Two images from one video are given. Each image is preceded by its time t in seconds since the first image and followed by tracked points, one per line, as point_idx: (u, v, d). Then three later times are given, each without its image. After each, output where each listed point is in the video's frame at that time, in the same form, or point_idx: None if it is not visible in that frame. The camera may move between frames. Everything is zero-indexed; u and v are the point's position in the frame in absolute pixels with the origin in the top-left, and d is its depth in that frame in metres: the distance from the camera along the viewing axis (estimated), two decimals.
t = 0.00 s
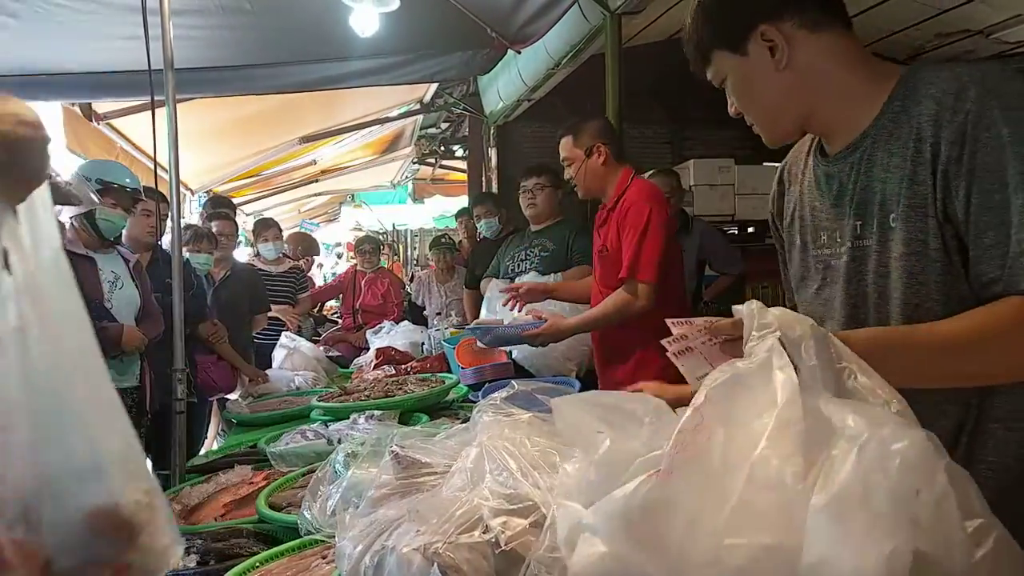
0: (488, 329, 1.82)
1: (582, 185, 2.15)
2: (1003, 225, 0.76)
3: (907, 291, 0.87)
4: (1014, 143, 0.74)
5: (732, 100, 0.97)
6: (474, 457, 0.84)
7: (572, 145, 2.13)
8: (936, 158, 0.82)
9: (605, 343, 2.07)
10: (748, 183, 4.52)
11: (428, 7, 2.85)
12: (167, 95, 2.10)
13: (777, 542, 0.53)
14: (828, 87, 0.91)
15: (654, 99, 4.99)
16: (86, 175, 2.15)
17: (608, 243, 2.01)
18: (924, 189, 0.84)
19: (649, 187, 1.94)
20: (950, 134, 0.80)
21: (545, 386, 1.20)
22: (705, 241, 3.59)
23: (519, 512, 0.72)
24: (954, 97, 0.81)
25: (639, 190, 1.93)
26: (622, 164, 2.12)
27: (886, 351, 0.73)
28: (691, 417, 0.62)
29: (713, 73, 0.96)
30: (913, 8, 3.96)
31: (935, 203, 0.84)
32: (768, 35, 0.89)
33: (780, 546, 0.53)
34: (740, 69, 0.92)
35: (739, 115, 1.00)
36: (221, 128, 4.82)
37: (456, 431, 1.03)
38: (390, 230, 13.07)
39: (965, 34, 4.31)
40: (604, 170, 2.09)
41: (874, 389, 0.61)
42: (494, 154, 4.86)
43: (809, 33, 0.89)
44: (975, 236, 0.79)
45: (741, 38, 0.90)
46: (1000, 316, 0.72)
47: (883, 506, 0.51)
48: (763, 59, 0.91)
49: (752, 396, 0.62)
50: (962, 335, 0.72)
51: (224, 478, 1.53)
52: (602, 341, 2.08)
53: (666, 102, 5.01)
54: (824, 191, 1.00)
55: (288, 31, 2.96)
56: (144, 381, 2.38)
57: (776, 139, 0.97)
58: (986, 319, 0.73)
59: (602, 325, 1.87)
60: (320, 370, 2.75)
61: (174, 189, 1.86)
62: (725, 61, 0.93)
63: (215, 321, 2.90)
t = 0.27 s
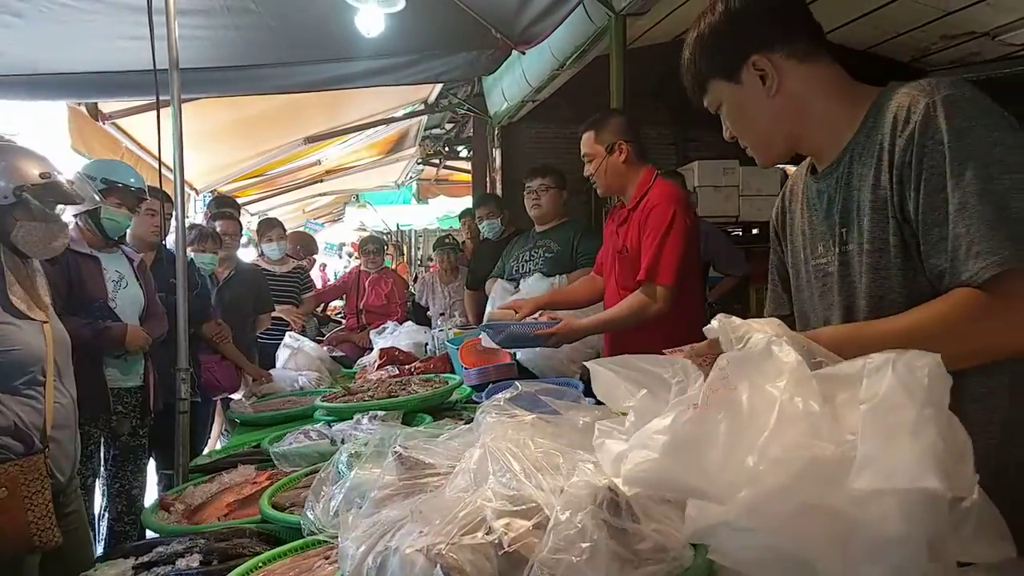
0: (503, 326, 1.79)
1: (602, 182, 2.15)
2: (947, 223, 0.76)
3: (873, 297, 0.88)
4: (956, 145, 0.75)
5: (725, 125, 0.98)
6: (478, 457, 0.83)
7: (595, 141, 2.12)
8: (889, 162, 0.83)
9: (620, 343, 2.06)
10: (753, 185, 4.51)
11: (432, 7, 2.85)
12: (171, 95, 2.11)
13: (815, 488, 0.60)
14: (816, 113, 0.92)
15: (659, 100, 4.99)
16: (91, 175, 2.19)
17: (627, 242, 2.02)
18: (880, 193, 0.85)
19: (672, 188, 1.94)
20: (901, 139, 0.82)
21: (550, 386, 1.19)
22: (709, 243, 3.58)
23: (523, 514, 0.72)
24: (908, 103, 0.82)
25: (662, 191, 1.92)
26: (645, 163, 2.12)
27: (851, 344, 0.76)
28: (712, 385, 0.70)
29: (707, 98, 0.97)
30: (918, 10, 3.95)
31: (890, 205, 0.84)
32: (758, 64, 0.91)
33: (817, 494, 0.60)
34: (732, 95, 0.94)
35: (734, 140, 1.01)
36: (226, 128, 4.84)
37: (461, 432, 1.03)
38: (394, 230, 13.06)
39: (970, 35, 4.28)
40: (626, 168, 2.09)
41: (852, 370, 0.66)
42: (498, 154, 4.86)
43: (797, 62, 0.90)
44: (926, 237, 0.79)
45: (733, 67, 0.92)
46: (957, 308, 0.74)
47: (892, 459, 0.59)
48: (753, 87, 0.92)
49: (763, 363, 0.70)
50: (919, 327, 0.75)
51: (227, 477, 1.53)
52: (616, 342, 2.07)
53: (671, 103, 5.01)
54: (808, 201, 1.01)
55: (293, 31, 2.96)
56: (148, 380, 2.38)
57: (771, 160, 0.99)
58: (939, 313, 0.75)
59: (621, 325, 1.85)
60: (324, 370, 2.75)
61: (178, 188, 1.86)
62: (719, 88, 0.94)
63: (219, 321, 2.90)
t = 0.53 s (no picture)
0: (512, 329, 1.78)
1: (611, 178, 2.15)
2: (911, 219, 0.90)
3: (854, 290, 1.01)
4: (921, 149, 0.88)
5: (716, 135, 1.13)
6: (481, 456, 0.83)
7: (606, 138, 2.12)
8: (866, 166, 0.96)
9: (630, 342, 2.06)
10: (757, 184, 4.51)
11: (435, 6, 2.85)
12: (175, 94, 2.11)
13: (805, 446, 0.71)
14: (797, 125, 1.07)
15: (662, 99, 4.99)
16: (95, 173, 2.19)
17: (637, 239, 2.02)
18: (860, 193, 0.98)
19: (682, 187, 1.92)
20: (874, 144, 0.95)
21: (554, 386, 1.19)
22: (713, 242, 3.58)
23: (527, 512, 0.72)
24: (879, 112, 0.96)
25: (672, 190, 1.92)
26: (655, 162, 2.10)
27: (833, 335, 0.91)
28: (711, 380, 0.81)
29: (701, 112, 1.12)
30: (922, 8, 3.93)
31: (869, 205, 0.97)
32: (747, 81, 1.06)
33: (807, 451, 0.71)
34: (723, 108, 1.09)
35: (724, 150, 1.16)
36: (230, 127, 4.84)
37: (464, 431, 1.03)
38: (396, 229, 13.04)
39: (975, 34, 4.21)
40: (635, 166, 2.09)
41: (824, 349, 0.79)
42: (501, 154, 4.86)
43: (781, 79, 1.06)
44: (895, 233, 0.93)
45: (726, 83, 1.07)
46: (925, 296, 0.87)
47: (868, 413, 0.70)
48: (742, 101, 1.07)
49: (745, 359, 0.83)
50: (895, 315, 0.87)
51: (230, 476, 1.53)
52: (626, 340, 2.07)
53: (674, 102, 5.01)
54: (795, 207, 1.13)
55: (296, 29, 2.97)
56: (151, 380, 2.38)
57: (756, 168, 1.13)
58: (907, 303, 0.88)
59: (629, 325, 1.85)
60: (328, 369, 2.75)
61: (182, 188, 1.86)
62: (712, 102, 1.09)
63: (222, 320, 2.90)
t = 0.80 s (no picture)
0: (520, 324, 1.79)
1: (608, 176, 2.15)
2: (903, 206, 0.90)
3: (846, 283, 1.00)
4: (909, 141, 0.89)
5: (704, 141, 1.13)
6: (482, 454, 0.83)
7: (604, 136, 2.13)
8: (853, 161, 0.97)
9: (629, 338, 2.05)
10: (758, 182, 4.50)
11: (436, 2, 2.84)
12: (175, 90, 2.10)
13: (815, 424, 0.74)
14: (783, 136, 1.08)
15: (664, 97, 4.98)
16: (96, 170, 2.19)
17: (638, 237, 2.01)
18: (848, 188, 0.98)
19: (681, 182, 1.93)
20: (864, 139, 0.96)
21: (555, 383, 1.19)
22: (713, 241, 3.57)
23: (528, 510, 0.71)
24: (866, 111, 0.97)
25: (671, 186, 1.93)
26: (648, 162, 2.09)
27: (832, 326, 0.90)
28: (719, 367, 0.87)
29: (691, 117, 1.12)
30: (924, 7, 3.93)
31: (858, 198, 0.98)
32: (740, 90, 1.06)
33: (818, 429, 0.74)
34: (713, 114, 1.09)
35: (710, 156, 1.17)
36: (230, 124, 4.84)
37: (465, 428, 1.02)
38: (397, 227, 13.02)
39: (976, 34, 4.21)
40: (626, 164, 2.08)
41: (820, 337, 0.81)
42: (502, 152, 4.85)
43: (772, 90, 1.07)
44: (889, 221, 0.93)
45: (719, 90, 1.07)
46: (923, 277, 0.86)
47: (874, 389, 0.72)
48: (733, 109, 1.07)
49: (753, 351, 0.85)
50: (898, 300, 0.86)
51: (230, 473, 1.53)
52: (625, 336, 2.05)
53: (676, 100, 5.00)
54: (781, 211, 1.14)
55: (297, 26, 2.96)
56: (152, 376, 2.38)
57: (742, 175, 1.14)
58: (906, 285, 0.87)
59: (638, 321, 1.82)
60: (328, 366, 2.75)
61: (182, 184, 1.86)
62: (703, 108, 1.09)
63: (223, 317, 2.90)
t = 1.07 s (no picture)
0: (516, 319, 1.82)
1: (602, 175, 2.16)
2: (913, 199, 0.90)
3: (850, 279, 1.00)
4: (918, 135, 0.90)
5: (701, 138, 1.12)
6: (481, 453, 0.83)
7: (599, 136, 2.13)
8: (857, 156, 0.98)
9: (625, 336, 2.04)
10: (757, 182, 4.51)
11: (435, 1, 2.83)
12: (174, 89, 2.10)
13: (824, 429, 0.74)
14: (781, 135, 1.08)
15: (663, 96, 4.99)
16: (96, 169, 2.19)
17: (630, 234, 2.02)
18: (852, 184, 0.99)
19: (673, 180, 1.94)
20: (869, 134, 0.96)
21: (555, 382, 1.19)
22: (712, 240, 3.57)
23: (527, 509, 0.71)
24: (869, 108, 0.98)
25: (664, 184, 1.93)
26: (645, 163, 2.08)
27: (843, 325, 0.90)
28: (732, 368, 0.89)
29: (689, 113, 1.11)
30: (921, 6, 3.93)
31: (863, 194, 0.98)
32: (741, 87, 1.06)
33: (824, 436, 0.74)
34: (712, 110, 1.08)
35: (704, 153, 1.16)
36: (229, 123, 4.84)
37: (464, 427, 1.02)
38: (395, 226, 13.01)
39: (974, 33, 4.22)
40: (620, 162, 2.08)
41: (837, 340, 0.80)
42: (502, 151, 4.85)
43: (771, 90, 1.07)
44: (899, 215, 0.93)
45: (720, 86, 1.06)
46: (934, 270, 0.86)
47: (886, 395, 0.71)
48: (732, 106, 1.07)
49: (772, 351, 0.86)
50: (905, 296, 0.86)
51: (229, 472, 1.53)
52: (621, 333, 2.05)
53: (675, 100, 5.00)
54: (776, 210, 1.14)
55: (296, 24, 2.96)
56: (151, 375, 2.38)
57: (738, 173, 1.13)
58: (918, 279, 0.87)
59: (637, 315, 1.84)
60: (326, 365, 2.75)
61: (181, 183, 1.86)
62: (703, 103, 1.08)
63: (222, 317, 2.90)
